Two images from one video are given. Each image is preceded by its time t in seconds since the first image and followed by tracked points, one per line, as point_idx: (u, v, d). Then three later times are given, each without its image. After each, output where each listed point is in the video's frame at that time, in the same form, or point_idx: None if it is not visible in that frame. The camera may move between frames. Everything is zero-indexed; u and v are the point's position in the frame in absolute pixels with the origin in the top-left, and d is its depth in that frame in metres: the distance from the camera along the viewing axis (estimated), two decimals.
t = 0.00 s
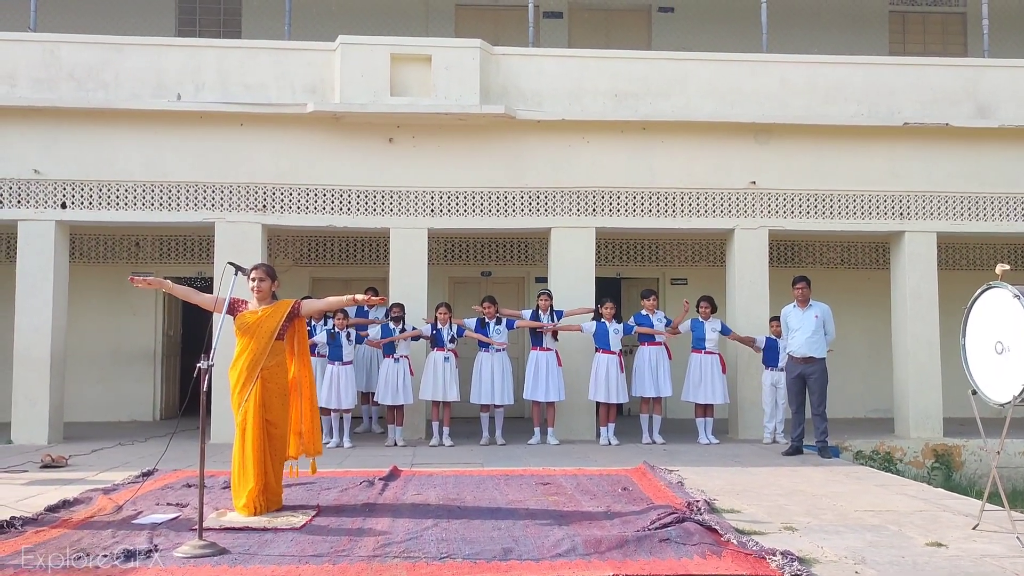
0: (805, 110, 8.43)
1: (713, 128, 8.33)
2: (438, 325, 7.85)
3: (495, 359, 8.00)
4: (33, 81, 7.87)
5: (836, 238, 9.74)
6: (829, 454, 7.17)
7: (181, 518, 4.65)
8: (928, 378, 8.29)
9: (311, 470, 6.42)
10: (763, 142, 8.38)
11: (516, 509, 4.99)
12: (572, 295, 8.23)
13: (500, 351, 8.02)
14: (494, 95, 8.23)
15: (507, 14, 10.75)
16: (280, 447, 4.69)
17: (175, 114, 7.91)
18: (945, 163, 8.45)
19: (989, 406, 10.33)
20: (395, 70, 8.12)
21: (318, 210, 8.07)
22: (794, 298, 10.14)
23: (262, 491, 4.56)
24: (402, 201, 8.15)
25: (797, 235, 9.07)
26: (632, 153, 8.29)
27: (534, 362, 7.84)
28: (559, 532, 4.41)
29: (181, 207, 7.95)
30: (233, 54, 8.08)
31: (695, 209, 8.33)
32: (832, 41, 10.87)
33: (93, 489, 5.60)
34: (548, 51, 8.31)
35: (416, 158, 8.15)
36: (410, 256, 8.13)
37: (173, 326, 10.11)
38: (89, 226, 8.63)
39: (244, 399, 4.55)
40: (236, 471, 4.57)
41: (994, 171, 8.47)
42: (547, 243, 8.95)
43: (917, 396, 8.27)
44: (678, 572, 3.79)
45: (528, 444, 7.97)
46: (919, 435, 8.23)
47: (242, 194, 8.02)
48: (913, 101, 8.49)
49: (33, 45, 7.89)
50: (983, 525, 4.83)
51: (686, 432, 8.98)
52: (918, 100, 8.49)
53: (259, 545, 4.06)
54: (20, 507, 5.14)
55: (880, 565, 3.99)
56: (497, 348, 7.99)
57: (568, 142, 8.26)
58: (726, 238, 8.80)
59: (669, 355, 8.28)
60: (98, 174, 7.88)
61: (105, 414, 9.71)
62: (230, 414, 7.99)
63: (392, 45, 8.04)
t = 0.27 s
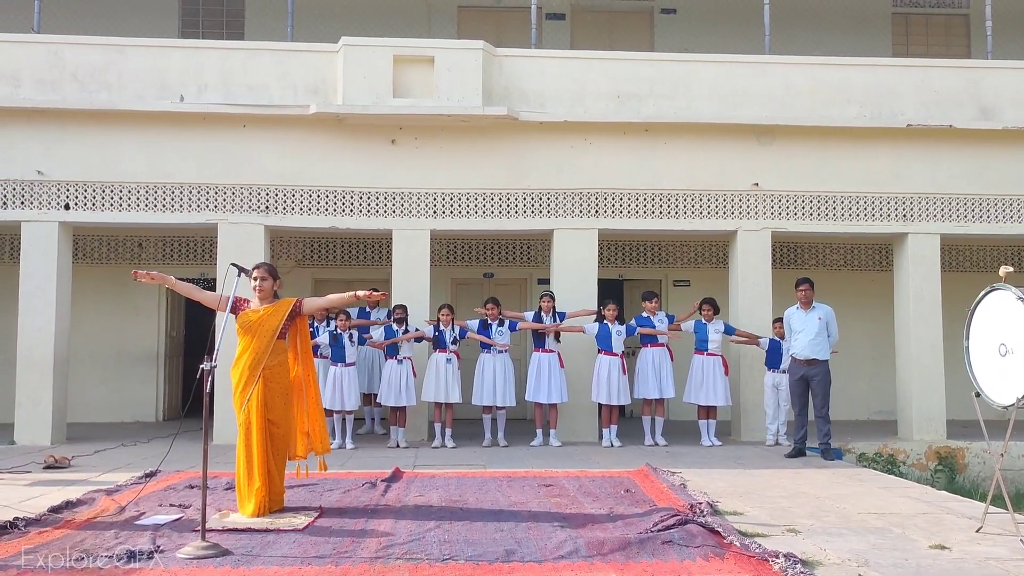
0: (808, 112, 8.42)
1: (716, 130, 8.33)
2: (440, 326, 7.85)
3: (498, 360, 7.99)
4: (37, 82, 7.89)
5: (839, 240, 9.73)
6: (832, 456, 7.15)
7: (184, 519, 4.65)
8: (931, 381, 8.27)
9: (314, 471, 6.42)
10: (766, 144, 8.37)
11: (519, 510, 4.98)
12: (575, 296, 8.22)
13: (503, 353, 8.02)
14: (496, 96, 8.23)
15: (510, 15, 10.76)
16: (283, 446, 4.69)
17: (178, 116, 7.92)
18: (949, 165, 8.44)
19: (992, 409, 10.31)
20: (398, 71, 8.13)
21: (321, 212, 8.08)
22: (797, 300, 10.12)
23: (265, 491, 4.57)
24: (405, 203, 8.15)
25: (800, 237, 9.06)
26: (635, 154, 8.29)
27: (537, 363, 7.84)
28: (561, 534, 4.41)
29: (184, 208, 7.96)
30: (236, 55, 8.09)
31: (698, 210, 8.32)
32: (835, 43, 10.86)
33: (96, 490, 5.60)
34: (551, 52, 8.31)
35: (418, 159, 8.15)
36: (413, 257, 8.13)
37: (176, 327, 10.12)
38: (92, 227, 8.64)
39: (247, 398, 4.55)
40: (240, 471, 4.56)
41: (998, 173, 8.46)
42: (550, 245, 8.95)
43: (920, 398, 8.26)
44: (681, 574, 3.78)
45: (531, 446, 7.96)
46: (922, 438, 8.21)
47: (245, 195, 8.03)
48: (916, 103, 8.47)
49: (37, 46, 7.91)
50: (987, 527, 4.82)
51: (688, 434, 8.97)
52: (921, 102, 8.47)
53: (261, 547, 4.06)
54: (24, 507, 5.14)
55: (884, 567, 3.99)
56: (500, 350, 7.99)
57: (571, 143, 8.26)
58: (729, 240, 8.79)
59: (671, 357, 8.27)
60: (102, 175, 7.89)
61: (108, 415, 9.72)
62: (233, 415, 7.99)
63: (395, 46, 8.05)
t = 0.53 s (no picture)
0: (810, 114, 8.42)
1: (717, 132, 8.32)
2: (441, 328, 7.85)
3: (499, 362, 7.99)
4: (38, 84, 7.90)
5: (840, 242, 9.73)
6: (833, 459, 7.14)
7: (184, 521, 4.65)
8: (933, 383, 8.26)
9: (315, 473, 6.42)
10: (767, 146, 8.37)
11: (520, 513, 4.98)
12: (576, 298, 8.22)
13: (504, 355, 8.01)
14: (498, 98, 8.24)
15: (511, 17, 10.76)
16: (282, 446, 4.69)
17: (180, 118, 7.93)
18: (950, 167, 8.43)
19: (994, 411, 10.30)
20: (399, 73, 8.13)
21: (323, 214, 8.09)
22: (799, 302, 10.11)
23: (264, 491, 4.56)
24: (406, 205, 8.16)
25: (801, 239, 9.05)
26: (637, 156, 8.29)
27: (539, 365, 7.84)
28: (563, 536, 4.40)
29: (186, 210, 7.97)
30: (238, 57, 8.10)
31: (699, 212, 8.32)
32: (836, 45, 10.86)
33: (97, 492, 5.60)
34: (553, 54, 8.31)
35: (420, 161, 8.16)
36: (414, 259, 8.13)
37: (178, 329, 10.12)
38: (94, 229, 8.64)
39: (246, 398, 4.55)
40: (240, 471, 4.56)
41: (1000, 175, 8.45)
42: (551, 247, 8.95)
43: (922, 401, 8.25)
44: None
45: (532, 448, 7.96)
46: (924, 440, 8.20)
47: (246, 197, 8.03)
48: (917, 105, 8.47)
49: (38, 49, 7.91)
50: (989, 530, 4.81)
51: (690, 436, 8.96)
52: (922, 104, 8.47)
53: (262, 549, 4.06)
54: (25, 509, 5.14)
55: (885, 570, 3.98)
56: (501, 352, 7.99)
57: (572, 146, 8.26)
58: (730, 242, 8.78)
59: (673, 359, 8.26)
60: (103, 177, 7.90)
61: (109, 417, 9.72)
62: (234, 417, 7.99)
63: (397, 48, 8.06)
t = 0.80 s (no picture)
0: (811, 116, 8.42)
1: (719, 134, 8.33)
2: (442, 330, 7.84)
3: (500, 364, 7.99)
4: (41, 86, 7.91)
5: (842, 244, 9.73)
6: (834, 461, 7.14)
7: (186, 523, 4.65)
8: (934, 385, 8.26)
9: (316, 475, 6.43)
10: (768, 148, 8.37)
11: (521, 515, 4.99)
12: (577, 300, 8.22)
13: (505, 357, 8.01)
14: (499, 100, 8.25)
15: (513, 20, 10.78)
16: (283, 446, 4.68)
17: (182, 120, 7.94)
18: (951, 169, 8.43)
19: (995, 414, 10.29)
20: (401, 76, 8.13)
21: (324, 215, 8.10)
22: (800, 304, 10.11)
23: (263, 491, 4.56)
24: (408, 207, 8.16)
25: (802, 241, 9.06)
26: (638, 159, 8.30)
27: (540, 367, 7.85)
28: (563, 539, 4.41)
29: (187, 212, 7.98)
30: (240, 60, 8.11)
31: (701, 214, 8.32)
32: (837, 47, 10.87)
33: (98, 493, 5.61)
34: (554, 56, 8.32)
35: (422, 163, 8.17)
36: (415, 261, 8.14)
37: (180, 330, 10.13)
38: (95, 230, 8.66)
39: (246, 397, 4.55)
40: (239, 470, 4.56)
41: (1001, 177, 8.45)
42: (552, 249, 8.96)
43: (923, 403, 8.24)
44: None
45: (533, 449, 7.97)
46: (925, 442, 8.20)
47: (248, 199, 8.04)
48: (918, 107, 8.47)
49: (41, 51, 7.93)
50: (989, 533, 4.81)
51: (690, 438, 8.96)
52: (923, 106, 8.47)
53: (263, 550, 4.07)
54: (27, 511, 5.15)
55: (886, 573, 3.98)
56: (502, 354, 7.99)
57: (573, 148, 8.26)
58: (731, 244, 8.79)
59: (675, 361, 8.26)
60: (105, 178, 7.91)
61: (111, 418, 9.74)
62: (235, 418, 8.00)
63: (398, 51, 8.07)
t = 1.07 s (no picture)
0: (813, 119, 8.42)
1: (720, 136, 8.33)
2: (444, 331, 7.83)
3: (502, 366, 8.00)
4: (43, 87, 7.92)
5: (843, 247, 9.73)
6: (836, 463, 7.13)
7: (187, 524, 4.65)
8: (936, 388, 8.26)
9: (318, 476, 6.43)
10: (770, 150, 8.37)
11: (522, 517, 4.99)
12: (578, 302, 8.22)
13: (507, 358, 8.03)
14: (501, 102, 8.25)
15: (515, 22, 10.79)
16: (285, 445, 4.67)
17: (184, 121, 7.95)
18: (953, 172, 8.43)
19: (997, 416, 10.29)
20: (403, 78, 8.14)
21: (326, 217, 8.10)
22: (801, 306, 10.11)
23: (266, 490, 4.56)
24: (409, 208, 8.17)
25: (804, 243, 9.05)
26: (639, 161, 8.30)
27: (542, 368, 7.85)
28: (564, 540, 4.41)
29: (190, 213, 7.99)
30: (242, 61, 8.12)
31: (702, 216, 8.32)
32: (839, 50, 10.87)
33: (100, 494, 5.61)
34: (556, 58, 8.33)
35: (424, 165, 8.17)
36: (417, 262, 8.14)
37: (181, 331, 10.14)
38: (97, 232, 8.66)
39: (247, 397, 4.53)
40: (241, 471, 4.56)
41: (1003, 180, 8.45)
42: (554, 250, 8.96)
43: (924, 405, 8.24)
44: None
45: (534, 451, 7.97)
46: (927, 445, 8.19)
47: (250, 200, 8.05)
48: (920, 109, 8.47)
49: (43, 52, 7.95)
50: (991, 535, 4.81)
51: (692, 440, 8.96)
52: (925, 109, 8.47)
53: (264, 552, 4.07)
54: (29, 512, 5.16)
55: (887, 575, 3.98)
56: (504, 354, 8.01)
57: (575, 150, 8.27)
58: (733, 246, 8.78)
59: (676, 362, 8.24)
60: (108, 179, 7.92)
61: (113, 419, 9.75)
62: (237, 420, 8.01)
63: (400, 53, 8.07)
